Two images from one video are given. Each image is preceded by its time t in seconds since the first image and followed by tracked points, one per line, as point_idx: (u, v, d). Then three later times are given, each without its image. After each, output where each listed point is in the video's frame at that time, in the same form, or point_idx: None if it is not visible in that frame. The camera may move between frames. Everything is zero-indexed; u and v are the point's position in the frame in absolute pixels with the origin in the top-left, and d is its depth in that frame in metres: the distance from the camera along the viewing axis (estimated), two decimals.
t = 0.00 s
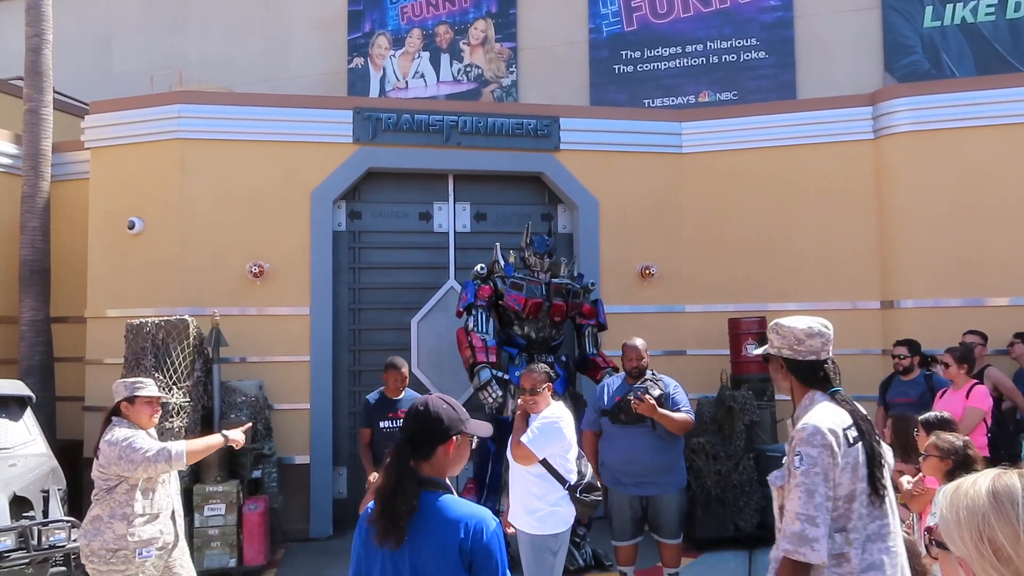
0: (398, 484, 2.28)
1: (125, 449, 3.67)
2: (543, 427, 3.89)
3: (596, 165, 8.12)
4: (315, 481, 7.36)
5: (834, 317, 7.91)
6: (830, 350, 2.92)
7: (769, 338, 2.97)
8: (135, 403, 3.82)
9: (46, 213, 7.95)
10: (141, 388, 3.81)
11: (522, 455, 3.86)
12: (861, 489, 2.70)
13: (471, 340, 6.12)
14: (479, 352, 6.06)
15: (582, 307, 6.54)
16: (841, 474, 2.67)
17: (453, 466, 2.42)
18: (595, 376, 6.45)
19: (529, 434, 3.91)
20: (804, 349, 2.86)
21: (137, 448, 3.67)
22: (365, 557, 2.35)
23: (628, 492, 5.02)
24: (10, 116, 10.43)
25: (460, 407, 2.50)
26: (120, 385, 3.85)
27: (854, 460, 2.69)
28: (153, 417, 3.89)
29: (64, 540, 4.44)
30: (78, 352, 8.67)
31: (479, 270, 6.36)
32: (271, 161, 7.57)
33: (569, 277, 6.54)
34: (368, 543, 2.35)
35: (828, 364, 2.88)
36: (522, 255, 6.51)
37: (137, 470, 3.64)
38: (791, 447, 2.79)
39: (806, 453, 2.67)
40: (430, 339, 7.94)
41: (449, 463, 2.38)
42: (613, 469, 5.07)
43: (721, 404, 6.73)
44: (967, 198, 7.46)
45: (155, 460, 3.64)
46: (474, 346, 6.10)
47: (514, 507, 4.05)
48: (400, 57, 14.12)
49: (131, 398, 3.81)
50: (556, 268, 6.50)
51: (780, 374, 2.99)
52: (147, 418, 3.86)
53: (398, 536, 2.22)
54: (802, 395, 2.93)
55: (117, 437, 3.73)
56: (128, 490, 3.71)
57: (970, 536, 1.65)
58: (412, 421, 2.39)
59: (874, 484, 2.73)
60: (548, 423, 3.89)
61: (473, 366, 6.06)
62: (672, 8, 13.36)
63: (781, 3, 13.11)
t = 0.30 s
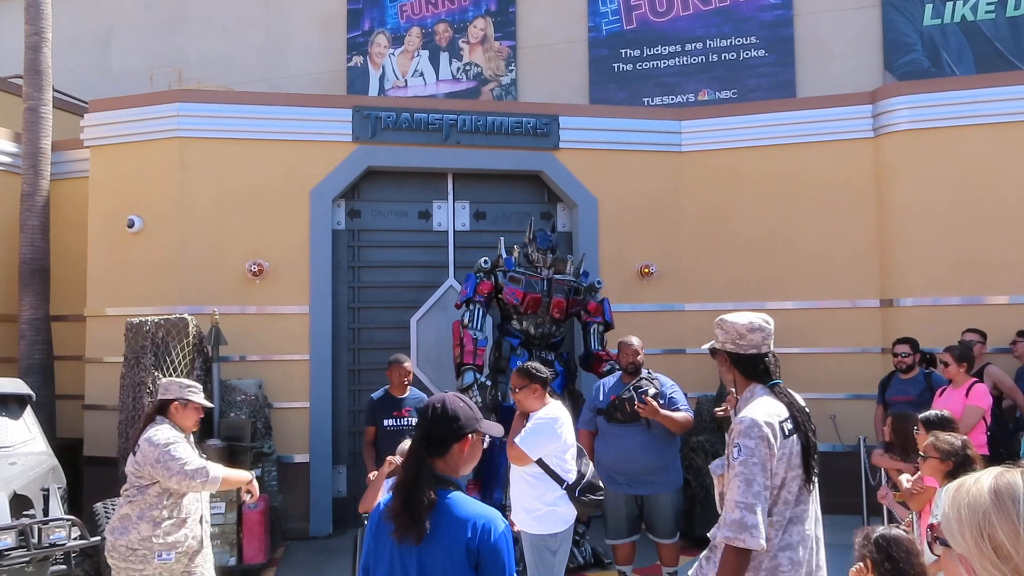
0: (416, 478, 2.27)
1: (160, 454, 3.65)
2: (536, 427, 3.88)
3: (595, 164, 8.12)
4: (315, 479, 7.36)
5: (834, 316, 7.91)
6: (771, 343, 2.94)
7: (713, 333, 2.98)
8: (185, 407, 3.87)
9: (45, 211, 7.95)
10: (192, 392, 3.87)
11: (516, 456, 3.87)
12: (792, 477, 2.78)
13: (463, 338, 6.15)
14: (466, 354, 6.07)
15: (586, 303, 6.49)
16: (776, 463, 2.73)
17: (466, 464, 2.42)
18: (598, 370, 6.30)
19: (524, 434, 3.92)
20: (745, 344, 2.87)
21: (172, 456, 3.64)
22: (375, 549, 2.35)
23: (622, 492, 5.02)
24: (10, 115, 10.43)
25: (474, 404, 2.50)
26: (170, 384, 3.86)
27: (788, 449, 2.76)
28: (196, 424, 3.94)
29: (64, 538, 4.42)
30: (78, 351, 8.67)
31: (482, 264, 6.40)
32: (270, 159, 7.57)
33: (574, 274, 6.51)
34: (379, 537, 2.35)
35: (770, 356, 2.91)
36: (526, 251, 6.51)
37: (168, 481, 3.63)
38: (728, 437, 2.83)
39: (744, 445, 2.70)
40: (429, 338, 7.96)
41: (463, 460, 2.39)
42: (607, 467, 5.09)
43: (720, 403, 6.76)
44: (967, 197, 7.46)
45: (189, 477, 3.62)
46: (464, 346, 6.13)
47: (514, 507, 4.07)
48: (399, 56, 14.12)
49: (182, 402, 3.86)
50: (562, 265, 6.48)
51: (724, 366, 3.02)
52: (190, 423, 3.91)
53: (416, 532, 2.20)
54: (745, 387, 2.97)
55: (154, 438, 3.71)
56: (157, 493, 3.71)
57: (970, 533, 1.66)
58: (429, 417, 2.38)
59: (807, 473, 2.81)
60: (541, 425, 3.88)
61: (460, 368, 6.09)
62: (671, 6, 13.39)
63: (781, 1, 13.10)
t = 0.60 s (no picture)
0: (410, 478, 2.28)
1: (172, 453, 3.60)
2: (529, 428, 3.87)
3: (593, 162, 8.12)
4: (313, 478, 7.36)
5: (831, 314, 7.92)
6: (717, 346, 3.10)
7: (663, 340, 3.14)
8: (221, 402, 3.86)
9: (42, 210, 7.93)
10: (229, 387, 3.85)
11: (511, 456, 3.88)
12: (740, 469, 2.93)
13: (453, 349, 6.22)
14: (457, 368, 6.15)
15: (579, 300, 6.49)
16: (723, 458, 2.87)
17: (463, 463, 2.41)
18: (595, 366, 6.33)
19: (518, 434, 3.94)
20: (692, 347, 3.03)
21: (179, 458, 3.56)
22: (373, 547, 2.37)
23: (613, 491, 5.03)
24: (7, 113, 10.41)
25: (469, 403, 2.48)
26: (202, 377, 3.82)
27: (733, 445, 2.90)
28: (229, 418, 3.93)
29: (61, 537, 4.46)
30: (75, 350, 8.66)
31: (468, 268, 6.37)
32: (268, 158, 7.56)
33: (564, 272, 6.51)
34: (376, 536, 2.37)
35: (716, 357, 3.07)
36: (515, 250, 6.49)
37: (174, 483, 3.55)
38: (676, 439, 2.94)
39: (694, 441, 2.82)
40: (427, 336, 7.98)
41: (457, 460, 2.37)
42: (598, 467, 5.08)
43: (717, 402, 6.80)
44: (965, 195, 7.46)
45: (184, 488, 3.52)
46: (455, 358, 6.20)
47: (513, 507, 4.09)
48: (397, 55, 14.11)
49: (218, 397, 3.84)
50: (551, 263, 6.48)
51: (674, 370, 3.17)
52: (224, 419, 3.89)
53: (410, 532, 2.21)
54: (694, 387, 3.11)
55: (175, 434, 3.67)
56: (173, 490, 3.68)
57: (971, 531, 1.66)
58: (423, 417, 2.37)
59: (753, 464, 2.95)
60: (535, 425, 3.87)
61: (451, 381, 6.17)
62: (670, 5, 13.39)
63: None
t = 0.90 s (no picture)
0: (396, 480, 2.30)
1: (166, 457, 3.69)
2: (519, 432, 3.86)
3: (593, 166, 8.13)
4: (312, 482, 7.36)
5: (830, 318, 7.93)
6: (673, 349, 3.22)
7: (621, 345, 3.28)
8: (227, 407, 3.81)
9: (43, 213, 7.94)
10: (234, 391, 3.80)
11: (501, 463, 3.88)
12: (693, 464, 3.07)
13: (444, 361, 6.13)
14: (449, 381, 6.06)
15: (564, 298, 6.47)
16: (674, 454, 3.02)
17: (451, 467, 2.41)
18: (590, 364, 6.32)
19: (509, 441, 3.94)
20: (646, 352, 3.16)
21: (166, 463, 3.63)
22: (363, 549, 2.39)
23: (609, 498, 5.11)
24: (7, 116, 10.43)
25: (457, 408, 2.49)
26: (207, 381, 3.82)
27: (685, 442, 3.05)
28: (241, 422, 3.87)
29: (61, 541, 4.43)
30: (75, 353, 8.66)
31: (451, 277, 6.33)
32: (268, 162, 7.57)
33: (547, 272, 6.50)
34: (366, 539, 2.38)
35: (671, 360, 3.19)
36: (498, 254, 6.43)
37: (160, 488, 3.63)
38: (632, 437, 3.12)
39: (644, 442, 2.98)
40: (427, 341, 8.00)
41: (444, 464, 2.38)
42: (598, 474, 5.15)
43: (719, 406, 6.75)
44: (964, 199, 7.47)
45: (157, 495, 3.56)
46: (446, 371, 6.09)
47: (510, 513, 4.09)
48: (397, 58, 14.12)
49: (225, 401, 3.81)
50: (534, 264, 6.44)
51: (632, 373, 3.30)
52: (233, 423, 3.85)
53: (395, 534, 2.23)
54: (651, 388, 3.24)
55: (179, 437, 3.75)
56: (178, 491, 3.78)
57: (972, 538, 1.67)
58: (410, 421, 2.39)
59: (706, 460, 3.09)
60: (522, 432, 3.86)
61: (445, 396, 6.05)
62: (669, 9, 13.38)
63: (778, 4, 13.12)
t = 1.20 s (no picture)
0: (379, 487, 2.30)
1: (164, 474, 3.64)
2: (501, 443, 3.87)
3: (587, 175, 8.15)
4: (306, 491, 7.34)
5: (824, 326, 7.96)
6: (648, 353, 3.44)
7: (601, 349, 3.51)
8: (220, 415, 3.80)
9: (36, 223, 7.92)
10: (226, 399, 3.79)
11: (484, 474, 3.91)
12: (665, 463, 3.24)
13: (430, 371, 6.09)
14: (436, 390, 6.03)
15: (549, 303, 6.48)
16: (645, 452, 3.20)
17: (433, 474, 2.42)
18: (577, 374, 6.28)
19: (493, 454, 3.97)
20: (622, 354, 3.39)
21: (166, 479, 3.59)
22: (348, 557, 2.40)
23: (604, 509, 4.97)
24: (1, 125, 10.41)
25: (441, 417, 2.49)
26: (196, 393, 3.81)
27: (657, 441, 3.22)
28: (237, 429, 3.87)
29: (53, 552, 4.40)
30: (68, 363, 8.63)
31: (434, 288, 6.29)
32: (263, 171, 7.58)
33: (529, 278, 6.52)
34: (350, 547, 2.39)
35: (646, 362, 3.40)
36: (481, 261, 6.45)
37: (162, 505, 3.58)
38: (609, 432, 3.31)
39: (615, 436, 3.17)
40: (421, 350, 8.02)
41: (426, 471, 2.38)
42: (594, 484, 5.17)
43: (712, 414, 6.68)
44: (957, 208, 7.50)
45: (163, 513, 3.51)
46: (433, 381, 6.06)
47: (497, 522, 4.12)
48: (392, 67, 14.15)
49: (217, 409, 3.80)
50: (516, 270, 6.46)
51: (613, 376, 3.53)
52: (230, 430, 3.84)
53: (379, 541, 2.24)
54: (629, 389, 3.45)
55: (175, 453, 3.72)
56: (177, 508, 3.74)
57: (964, 548, 1.67)
58: (394, 429, 2.40)
59: (677, 459, 3.25)
60: (502, 446, 3.87)
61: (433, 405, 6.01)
62: (663, 18, 13.43)
63: (771, 14, 13.20)
